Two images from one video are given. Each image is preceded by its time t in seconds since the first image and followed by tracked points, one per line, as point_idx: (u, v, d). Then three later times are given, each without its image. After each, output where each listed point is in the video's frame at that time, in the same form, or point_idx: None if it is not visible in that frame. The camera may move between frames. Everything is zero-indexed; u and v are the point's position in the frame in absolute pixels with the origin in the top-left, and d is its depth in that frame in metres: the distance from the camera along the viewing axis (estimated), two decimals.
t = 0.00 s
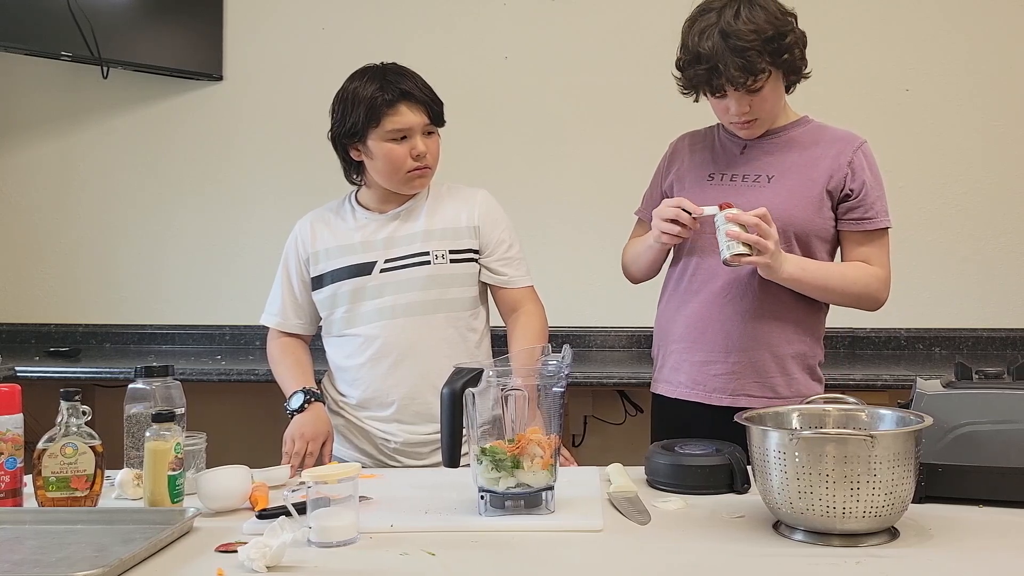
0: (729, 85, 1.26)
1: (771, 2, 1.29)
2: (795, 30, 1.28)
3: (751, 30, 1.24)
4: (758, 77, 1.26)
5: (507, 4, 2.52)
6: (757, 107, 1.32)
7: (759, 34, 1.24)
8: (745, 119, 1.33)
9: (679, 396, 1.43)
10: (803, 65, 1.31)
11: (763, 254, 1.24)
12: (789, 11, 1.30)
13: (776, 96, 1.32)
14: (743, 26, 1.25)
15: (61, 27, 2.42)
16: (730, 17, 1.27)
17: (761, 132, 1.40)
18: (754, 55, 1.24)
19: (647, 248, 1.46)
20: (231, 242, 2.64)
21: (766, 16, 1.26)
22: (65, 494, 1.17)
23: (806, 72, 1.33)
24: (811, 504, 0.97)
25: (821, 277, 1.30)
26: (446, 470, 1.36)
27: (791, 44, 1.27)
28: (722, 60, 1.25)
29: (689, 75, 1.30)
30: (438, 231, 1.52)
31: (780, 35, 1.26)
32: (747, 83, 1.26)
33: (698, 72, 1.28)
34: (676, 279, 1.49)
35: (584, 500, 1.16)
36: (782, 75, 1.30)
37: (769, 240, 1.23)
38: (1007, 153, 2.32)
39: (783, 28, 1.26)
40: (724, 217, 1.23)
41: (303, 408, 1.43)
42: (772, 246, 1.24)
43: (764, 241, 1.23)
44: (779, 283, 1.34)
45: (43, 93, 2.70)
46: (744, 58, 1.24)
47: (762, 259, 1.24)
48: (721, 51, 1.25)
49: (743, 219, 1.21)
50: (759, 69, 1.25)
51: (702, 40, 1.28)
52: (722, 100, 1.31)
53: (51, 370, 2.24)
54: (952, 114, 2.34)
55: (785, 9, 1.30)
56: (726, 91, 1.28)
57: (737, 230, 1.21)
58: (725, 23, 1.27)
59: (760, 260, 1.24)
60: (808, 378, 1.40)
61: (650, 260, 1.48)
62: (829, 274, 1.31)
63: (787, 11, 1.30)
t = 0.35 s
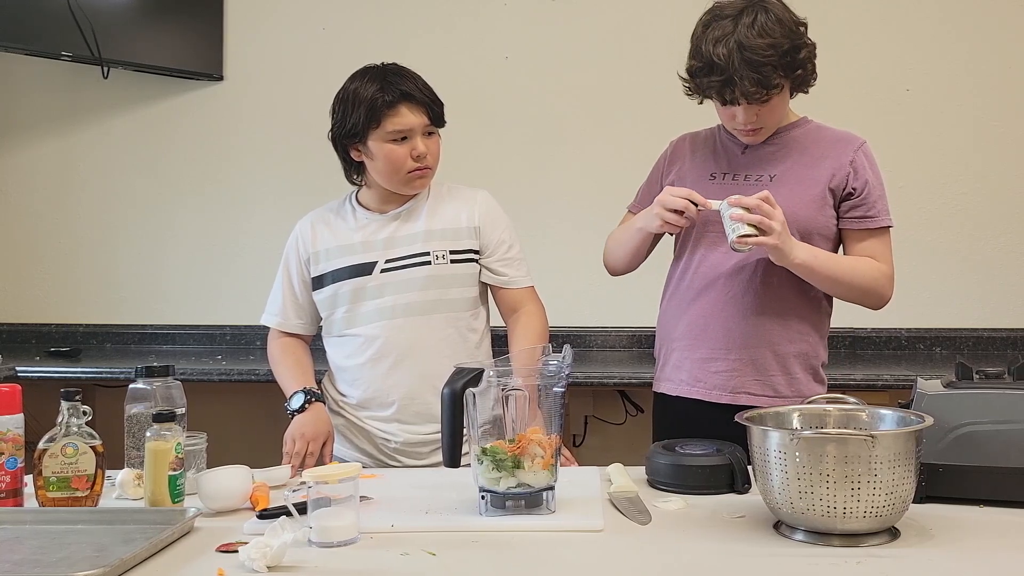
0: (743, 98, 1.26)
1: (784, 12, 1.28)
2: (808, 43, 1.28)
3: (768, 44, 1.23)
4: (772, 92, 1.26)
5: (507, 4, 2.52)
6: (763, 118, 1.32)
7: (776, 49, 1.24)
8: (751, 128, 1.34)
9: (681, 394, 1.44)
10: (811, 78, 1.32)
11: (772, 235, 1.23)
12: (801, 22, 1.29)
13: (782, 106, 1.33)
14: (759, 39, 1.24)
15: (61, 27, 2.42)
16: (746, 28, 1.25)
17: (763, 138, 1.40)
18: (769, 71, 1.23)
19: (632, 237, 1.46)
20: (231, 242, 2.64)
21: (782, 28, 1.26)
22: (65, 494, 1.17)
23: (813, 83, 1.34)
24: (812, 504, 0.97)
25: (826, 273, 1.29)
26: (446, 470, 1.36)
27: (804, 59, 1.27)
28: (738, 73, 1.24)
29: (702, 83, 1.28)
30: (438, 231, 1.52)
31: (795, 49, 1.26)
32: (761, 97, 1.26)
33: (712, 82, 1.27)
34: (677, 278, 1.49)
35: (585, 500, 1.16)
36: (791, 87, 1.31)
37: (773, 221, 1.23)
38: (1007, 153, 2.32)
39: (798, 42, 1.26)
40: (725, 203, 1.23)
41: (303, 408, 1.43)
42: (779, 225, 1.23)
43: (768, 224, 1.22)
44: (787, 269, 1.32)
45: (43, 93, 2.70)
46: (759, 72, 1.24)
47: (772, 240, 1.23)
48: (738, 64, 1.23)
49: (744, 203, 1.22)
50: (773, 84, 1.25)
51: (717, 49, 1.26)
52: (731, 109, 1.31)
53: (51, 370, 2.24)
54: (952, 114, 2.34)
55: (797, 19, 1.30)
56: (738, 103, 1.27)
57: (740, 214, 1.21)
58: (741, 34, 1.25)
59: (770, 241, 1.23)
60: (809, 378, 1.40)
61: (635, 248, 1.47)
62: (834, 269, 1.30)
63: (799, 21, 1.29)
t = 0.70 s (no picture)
0: (744, 97, 1.26)
1: (783, 11, 1.28)
2: (807, 42, 1.28)
3: (768, 43, 1.23)
4: (773, 91, 1.26)
5: (507, 3, 2.52)
6: (762, 117, 1.32)
7: (776, 48, 1.24)
8: (751, 127, 1.33)
9: (684, 394, 1.43)
10: (810, 77, 1.32)
11: (773, 242, 1.23)
12: (800, 21, 1.30)
13: (781, 106, 1.33)
14: (760, 38, 1.24)
15: (61, 27, 2.42)
16: (746, 27, 1.25)
17: (762, 138, 1.40)
18: (770, 70, 1.24)
19: (633, 234, 1.46)
20: (231, 242, 2.64)
21: (781, 28, 1.26)
22: (65, 494, 1.17)
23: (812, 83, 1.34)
24: (812, 504, 0.97)
25: (828, 273, 1.29)
26: (446, 470, 1.36)
27: (804, 58, 1.27)
28: (739, 73, 1.23)
29: (702, 83, 1.28)
30: (439, 231, 1.52)
31: (795, 48, 1.26)
32: (762, 97, 1.26)
33: (712, 82, 1.27)
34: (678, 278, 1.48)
35: (584, 500, 1.16)
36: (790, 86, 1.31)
37: (774, 226, 1.23)
38: (1007, 153, 2.32)
39: (798, 41, 1.26)
40: (725, 211, 1.24)
41: (303, 408, 1.43)
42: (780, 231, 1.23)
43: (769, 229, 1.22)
44: (789, 270, 1.32)
45: (42, 92, 2.70)
46: (760, 72, 1.24)
47: (773, 245, 1.23)
48: (739, 64, 1.23)
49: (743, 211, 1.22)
50: (774, 84, 1.25)
51: (717, 48, 1.26)
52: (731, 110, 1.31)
53: (51, 370, 2.24)
54: (951, 114, 2.34)
55: (795, 18, 1.30)
56: (739, 103, 1.27)
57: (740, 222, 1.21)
58: (741, 33, 1.25)
59: (771, 248, 1.23)
60: (811, 377, 1.40)
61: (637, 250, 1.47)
62: (836, 268, 1.30)
63: (798, 20, 1.29)
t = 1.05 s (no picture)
0: (740, 99, 1.26)
1: (780, 13, 1.28)
2: (804, 43, 1.28)
3: (765, 45, 1.23)
4: (769, 93, 1.26)
5: (507, 4, 2.52)
6: (759, 119, 1.32)
7: (772, 50, 1.24)
8: (747, 129, 1.33)
9: (684, 395, 1.43)
10: (807, 80, 1.32)
11: (773, 245, 1.23)
12: (797, 22, 1.30)
13: (777, 107, 1.33)
14: (756, 40, 1.24)
15: (61, 27, 2.42)
16: (742, 29, 1.26)
17: (760, 138, 1.40)
18: (766, 72, 1.23)
19: (630, 232, 1.46)
20: (231, 242, 2.64)
21: (778, 29, 1.26)
22: (65, 494, 1.17)
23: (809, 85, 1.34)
24: (812, 504, 0.97)
25: (828, 272, 1.29)
26: (446, 470, 1.36)
27: (801, 60, 1.27)
28: (735, 74, 1.23)
29: (698, 85, 1.28)
30: (440, 230, 1.52)
31: (791, 50, 1.26)
32: (758, 99, 1.26)
33: (708, 83, 1.27)
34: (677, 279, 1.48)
35: (584, 500, 1.16)
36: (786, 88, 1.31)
37: (772, 230, 1.23)
38: (1007, 153, 2.32)
39: (794, 42, 1.26)
40: (722, 220, 1.25)
41: (303, 408, 1.43)
42: (778, 233, 1.23)
43: (766, 233, 1.23)
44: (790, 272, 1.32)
45: (42, 92, 2.70)
46: (756, 73, 1.24)
47: (773, 249, 1.23)
48: (735, 65, 1.23)
49: (739, 218, 1.23)
50: (770, 86, 1.25)
51: (713, 50, 1.26)
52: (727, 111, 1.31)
53: (51, 370, 2.24)
54: (951, 114, 2.34)
55: (792, 19, 1.30)
56: (735, 105, 1.27)
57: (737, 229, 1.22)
58: (737, 35, 1.25)
59: (772, 252, 1.23)
60: (812, 377, 1.40)
61: (631, 250, 1.47)
62: (837, 269, 1.30)
63: (795, 21, 1.29)
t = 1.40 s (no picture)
0: (739, 99, 1.26)
1: (780, 12, 1.28)
2: (804, 43, 1.28)
3: (764, 45, 1.23)
4: (768, 93, 1.26)
5: (507, 3, 2.52)
6: (757, 119, 1.32)
7: (772, 50, 1.24)
8: (746, 129, 1.33)
9: (683, 396, 1.43)
10: (806, 80, 1.32)
11: (772, 262, 1.23)
12: (796, 22, 1.30)
13: (775, 107, 1.33)
14: (755, 40, 1.24)
15: (61, 27, 2.42)
16: (741, 29, 1.26)
17: (757, 138, 1.40)
18: (766, 72, 1.24)
19: (623, 232, 1.46)
20: (231, 242, 2.64)
21: (778, 29, 1.26)
22: (65, 494, 1.17)
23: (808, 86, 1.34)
24: (812, 504, 0.97)
25: (828, 274, 1.29)
26: (447, 470, 1.36)
27: (800, 60, 1.27)
28: (734, 74, 1.23)
29: (697, 84, 1.28)
30: (440, 230, 1.52)
31: (791, 50, 1.26)
32: (756, 99, 1.26)
33: (707, 83, 1.27)
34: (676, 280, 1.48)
35: (585, 500, 1.16)
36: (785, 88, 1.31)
37: (771, 247, 1.23)
38: (1007, 154, 2.32)
39: (794, 42, 1.26)
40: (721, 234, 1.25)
41: (303, 408, 1.42)
42: (778, 251, 1.23)
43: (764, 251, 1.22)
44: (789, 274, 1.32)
45: (42, 92, 2.70)
46: (755, 73, 1.23)
47: (771, 266, 1.23)
48: (734, 65, 1.23)
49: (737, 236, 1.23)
50: (769, 86, 1.25)
51: (713, 50, 1.26)
52: (726, 111, 1.31)
53: (51, 370, 2.24)
54: (952, 114, 2.34)
55: (792, 19, 1.30)
56: (733, 105, 1.27)
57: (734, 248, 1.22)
58: (737, 35, 1.25)
59: (770, 268, 1.23)
60: (811, 377, 1.40)
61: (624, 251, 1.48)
62: (836, 271, 1.30)
63: (794, 21, 1.29)
